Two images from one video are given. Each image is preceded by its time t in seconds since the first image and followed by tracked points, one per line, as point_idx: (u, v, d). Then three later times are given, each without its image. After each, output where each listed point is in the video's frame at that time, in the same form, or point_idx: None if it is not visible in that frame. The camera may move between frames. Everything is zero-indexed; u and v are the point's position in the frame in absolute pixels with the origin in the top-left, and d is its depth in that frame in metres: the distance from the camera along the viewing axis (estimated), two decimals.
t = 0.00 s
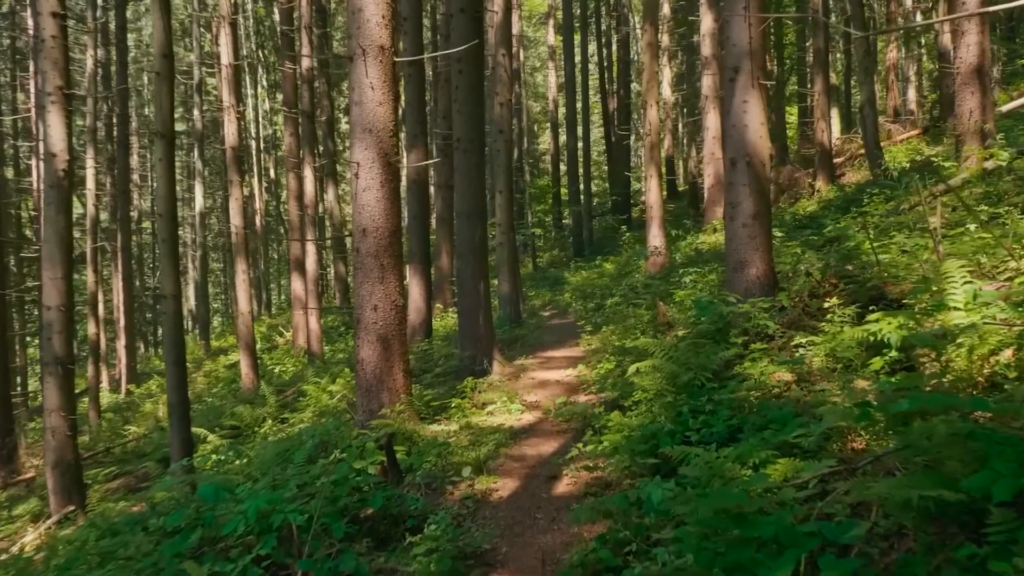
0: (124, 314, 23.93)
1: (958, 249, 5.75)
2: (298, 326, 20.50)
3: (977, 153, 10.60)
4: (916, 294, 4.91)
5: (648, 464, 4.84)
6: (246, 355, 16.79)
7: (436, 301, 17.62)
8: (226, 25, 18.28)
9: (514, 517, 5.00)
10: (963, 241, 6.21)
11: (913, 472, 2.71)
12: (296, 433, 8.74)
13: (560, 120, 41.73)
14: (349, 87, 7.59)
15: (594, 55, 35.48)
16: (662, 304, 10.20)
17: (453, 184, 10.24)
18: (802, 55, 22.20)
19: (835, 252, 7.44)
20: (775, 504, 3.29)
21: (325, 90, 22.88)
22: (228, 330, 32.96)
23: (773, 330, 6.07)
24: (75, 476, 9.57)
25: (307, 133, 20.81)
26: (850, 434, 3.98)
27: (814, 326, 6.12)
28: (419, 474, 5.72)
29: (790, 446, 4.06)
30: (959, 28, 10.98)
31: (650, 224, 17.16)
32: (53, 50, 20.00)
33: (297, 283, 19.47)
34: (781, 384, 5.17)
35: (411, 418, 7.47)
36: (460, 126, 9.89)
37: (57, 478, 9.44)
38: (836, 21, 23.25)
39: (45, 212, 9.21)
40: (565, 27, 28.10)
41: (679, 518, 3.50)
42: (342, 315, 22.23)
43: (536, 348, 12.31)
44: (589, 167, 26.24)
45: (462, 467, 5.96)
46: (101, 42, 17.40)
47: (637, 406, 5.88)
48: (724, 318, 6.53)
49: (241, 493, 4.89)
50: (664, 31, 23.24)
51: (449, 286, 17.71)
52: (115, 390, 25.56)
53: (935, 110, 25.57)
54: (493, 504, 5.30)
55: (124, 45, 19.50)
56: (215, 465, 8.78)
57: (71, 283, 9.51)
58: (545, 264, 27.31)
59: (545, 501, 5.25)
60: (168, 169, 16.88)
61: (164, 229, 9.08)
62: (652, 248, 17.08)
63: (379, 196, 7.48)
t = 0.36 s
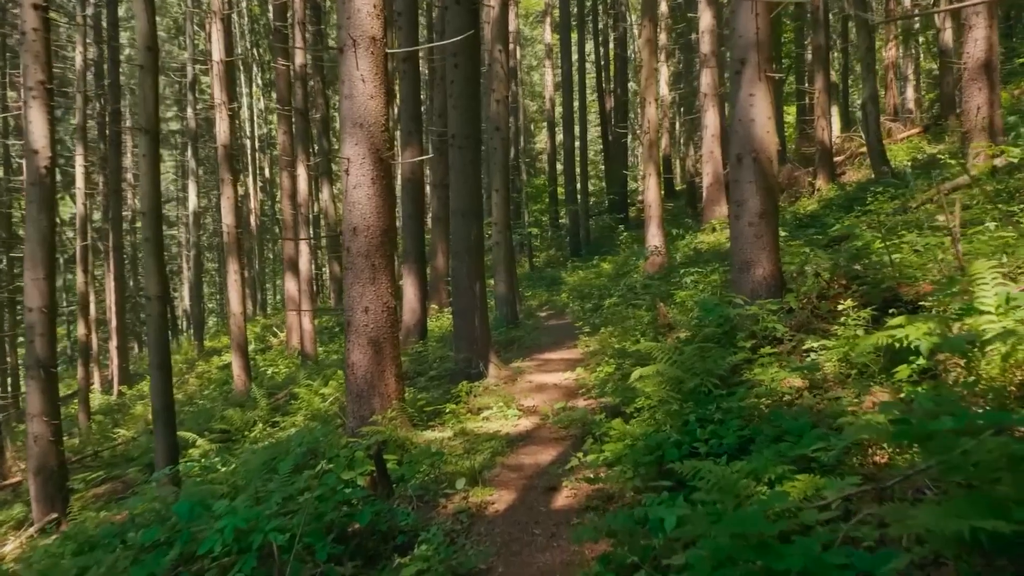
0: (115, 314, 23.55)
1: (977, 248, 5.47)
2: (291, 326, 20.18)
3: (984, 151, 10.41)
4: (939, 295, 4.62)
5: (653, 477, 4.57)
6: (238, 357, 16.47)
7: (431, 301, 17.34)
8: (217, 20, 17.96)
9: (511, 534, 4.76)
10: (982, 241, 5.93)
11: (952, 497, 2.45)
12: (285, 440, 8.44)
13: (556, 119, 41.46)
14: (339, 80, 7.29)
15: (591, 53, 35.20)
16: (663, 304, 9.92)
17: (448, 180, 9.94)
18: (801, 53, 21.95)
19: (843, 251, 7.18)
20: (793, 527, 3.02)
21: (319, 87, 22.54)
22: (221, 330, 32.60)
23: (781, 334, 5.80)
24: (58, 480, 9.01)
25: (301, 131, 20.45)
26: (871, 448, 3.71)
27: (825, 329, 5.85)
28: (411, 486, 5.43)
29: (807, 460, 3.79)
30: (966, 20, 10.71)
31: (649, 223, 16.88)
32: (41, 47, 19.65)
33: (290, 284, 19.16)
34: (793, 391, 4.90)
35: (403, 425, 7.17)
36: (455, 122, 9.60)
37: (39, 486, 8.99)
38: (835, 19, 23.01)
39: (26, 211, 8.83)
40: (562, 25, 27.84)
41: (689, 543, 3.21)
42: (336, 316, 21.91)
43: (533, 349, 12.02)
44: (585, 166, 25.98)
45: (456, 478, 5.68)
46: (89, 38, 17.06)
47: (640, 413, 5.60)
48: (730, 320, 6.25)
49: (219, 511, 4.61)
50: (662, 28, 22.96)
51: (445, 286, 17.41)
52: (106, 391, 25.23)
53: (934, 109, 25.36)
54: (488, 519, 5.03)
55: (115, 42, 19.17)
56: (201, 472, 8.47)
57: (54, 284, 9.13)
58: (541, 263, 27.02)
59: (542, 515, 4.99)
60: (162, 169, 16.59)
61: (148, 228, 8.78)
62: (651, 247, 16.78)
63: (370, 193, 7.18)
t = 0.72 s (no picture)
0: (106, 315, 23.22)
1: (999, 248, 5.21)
2: (284, 327, 19.86)
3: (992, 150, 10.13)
4: (963, 298, 4.35)
5: (659, 492, 4.32)
6: (230, 358, 16.15)
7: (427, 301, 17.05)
8: (209, 16, 17.61)
9: (508, 552, 4.58)
10: (1001, 241, 5.67)
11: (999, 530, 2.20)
12: (274, 446, 8.14)
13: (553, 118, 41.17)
14: (328, 72, 6.99)
15: (588, 52, 34.91)
16: (664, 306, 9.65)
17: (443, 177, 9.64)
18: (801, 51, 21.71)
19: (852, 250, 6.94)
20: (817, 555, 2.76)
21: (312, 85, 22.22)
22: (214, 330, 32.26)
23: (792, 337, 5.54)
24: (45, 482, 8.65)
25: (294, 128, 20.12)
26: (896, 463, 3.46)
27: (837, 332, 5.59)
28: (402, 497, 5.16)
29: (828, 475, 3.53)
30: (974, 14, 10.42)
31: (648, 222, 16.62)
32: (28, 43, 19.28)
33: (283, 283, 18.84)
34: (806, 398, 4.65)
35: (395, 431, 6.89)
36: (450, 118, 9.29)
37: (20, 492, 8.54)
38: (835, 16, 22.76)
39: (6, 208, 8.34)
40: (559, 23, 27.56)
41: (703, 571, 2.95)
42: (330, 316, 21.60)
43: (529, 351, 11.74)
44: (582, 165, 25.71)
45: (452, 489, 5.41)
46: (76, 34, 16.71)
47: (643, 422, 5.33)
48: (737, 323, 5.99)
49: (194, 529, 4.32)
50: (661, 26, 22.67)
51: (441, 287, 17.10)
52: (97, 392, 24.91)
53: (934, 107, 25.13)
54: (484, 536, 4.81)
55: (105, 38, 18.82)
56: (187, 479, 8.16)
57: (36, 284, 8.62)
58: (538, 263, 26.75)
59: (541, 531, 4.76)
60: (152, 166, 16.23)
61: (132, 227, 8.47)
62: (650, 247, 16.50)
63: (361, 191, 6.88)
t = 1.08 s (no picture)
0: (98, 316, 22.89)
1: None
2: (278, 327, 19.53)
3: (1001, 147, 9.87)
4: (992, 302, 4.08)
5: (668, 507, 4.06)
6: (222, 360, 15.81)
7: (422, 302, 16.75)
8: (200, 12, 17.27)
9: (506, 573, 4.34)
10: None
11: None
12: (263, 452, 7.83)
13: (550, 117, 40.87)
14: (317, 63, 6.69)
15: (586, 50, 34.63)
16: (666, 307, 9.36)
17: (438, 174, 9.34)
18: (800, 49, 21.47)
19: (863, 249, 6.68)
20: None
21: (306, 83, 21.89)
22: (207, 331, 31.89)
23: (804, 341, 5.26)
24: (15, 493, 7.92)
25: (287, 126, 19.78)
26: (928, 481, 3.20)
27: (852, 336, 5.32)
28: (393, 512, 4.87)
29: (854, 494, 3.26)
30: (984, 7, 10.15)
31: (647, 221, 16.35)
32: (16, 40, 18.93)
33: (276, 283, 18.51)
34: (823, 407, 4.38)
35: (387, 438, 6.58)
36: (446, 113, 8.99)
37: None
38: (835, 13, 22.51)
39: None
40: (556, 21, 27.30)
41: None
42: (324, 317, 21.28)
43: (527, 353, 11.46)
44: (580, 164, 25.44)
45: (447, 502, 5.13)
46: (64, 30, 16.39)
47: (648, 430, 5.05)
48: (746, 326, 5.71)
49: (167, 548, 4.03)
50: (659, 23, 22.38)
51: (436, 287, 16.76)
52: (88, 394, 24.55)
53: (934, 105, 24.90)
54: (481, 554, 4.57)
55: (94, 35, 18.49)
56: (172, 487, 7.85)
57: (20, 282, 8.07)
58: (535, 263, 26.45)
59: (541, 549, 4.51)
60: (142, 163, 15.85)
61: (115, 225, 8.14)
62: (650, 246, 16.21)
63: (352, 187, 6.58)
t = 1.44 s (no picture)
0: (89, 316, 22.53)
1: None
2: (271, 329, 19.22)
3: (1011, 144, 9.59)
4: None
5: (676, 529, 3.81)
6: (213, 362, 15.50)
7: (418, 302, 16.46)
8: (192, 7, 16.93)
9: None
10: None
11: None
12: (249, 462, 7.53)
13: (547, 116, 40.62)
14: (305, 56, 6.39)
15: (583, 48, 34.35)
16: (668, 310, 9.10)
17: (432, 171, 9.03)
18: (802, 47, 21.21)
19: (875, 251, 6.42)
20: None
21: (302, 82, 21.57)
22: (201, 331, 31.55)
23: (817, 348, 4.99)
24: None
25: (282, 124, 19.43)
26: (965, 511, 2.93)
27: (867, 343, 5.05)
28: (382, 531, 4.59)
29: (884, 525, 2.99)
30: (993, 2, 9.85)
31: (646, 220, 16.08)
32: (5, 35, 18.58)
33: (269, 284, 18.19)
34: (840, 421, 4.12)
35: (378, 448, 6.29)
36: (440, 109, 8.69)
37: None
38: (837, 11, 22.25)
39: None
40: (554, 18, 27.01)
41: None
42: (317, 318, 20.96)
43: (524, 355, 11.18)
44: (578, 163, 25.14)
45: (442, 520, 4.86)
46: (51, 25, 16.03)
47: (653, 443, 4.79)
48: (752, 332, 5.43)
49: None
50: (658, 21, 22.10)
51: (431, 287, 16.46)
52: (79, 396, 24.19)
53: (935, 104, 24.69)
54: None
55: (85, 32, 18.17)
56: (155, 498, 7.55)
57: None
58: (532, 263, 26.19)
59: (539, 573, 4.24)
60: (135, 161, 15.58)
61: (96, 225, 7.85)
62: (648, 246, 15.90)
63: (341, 185, 6.28)
